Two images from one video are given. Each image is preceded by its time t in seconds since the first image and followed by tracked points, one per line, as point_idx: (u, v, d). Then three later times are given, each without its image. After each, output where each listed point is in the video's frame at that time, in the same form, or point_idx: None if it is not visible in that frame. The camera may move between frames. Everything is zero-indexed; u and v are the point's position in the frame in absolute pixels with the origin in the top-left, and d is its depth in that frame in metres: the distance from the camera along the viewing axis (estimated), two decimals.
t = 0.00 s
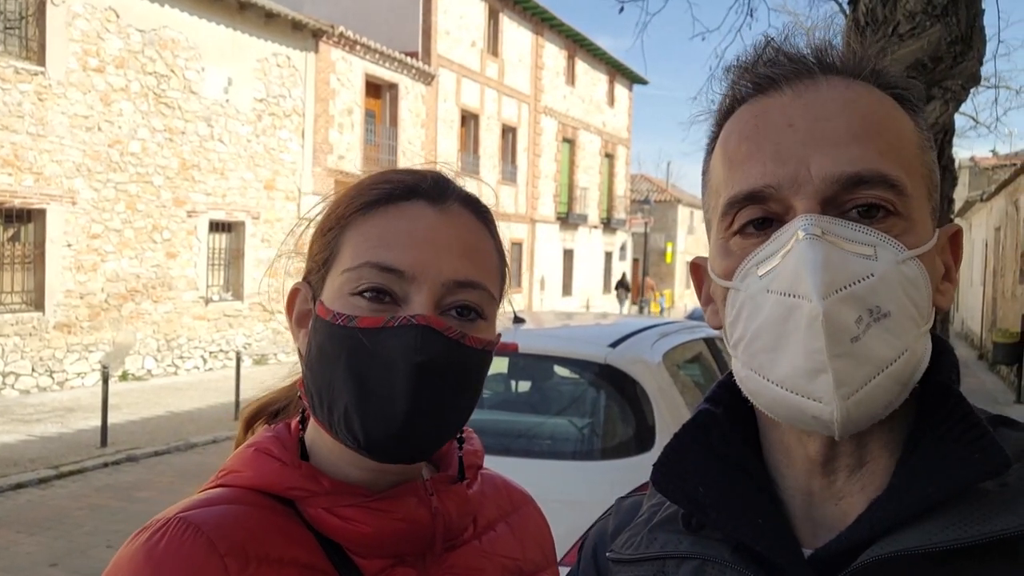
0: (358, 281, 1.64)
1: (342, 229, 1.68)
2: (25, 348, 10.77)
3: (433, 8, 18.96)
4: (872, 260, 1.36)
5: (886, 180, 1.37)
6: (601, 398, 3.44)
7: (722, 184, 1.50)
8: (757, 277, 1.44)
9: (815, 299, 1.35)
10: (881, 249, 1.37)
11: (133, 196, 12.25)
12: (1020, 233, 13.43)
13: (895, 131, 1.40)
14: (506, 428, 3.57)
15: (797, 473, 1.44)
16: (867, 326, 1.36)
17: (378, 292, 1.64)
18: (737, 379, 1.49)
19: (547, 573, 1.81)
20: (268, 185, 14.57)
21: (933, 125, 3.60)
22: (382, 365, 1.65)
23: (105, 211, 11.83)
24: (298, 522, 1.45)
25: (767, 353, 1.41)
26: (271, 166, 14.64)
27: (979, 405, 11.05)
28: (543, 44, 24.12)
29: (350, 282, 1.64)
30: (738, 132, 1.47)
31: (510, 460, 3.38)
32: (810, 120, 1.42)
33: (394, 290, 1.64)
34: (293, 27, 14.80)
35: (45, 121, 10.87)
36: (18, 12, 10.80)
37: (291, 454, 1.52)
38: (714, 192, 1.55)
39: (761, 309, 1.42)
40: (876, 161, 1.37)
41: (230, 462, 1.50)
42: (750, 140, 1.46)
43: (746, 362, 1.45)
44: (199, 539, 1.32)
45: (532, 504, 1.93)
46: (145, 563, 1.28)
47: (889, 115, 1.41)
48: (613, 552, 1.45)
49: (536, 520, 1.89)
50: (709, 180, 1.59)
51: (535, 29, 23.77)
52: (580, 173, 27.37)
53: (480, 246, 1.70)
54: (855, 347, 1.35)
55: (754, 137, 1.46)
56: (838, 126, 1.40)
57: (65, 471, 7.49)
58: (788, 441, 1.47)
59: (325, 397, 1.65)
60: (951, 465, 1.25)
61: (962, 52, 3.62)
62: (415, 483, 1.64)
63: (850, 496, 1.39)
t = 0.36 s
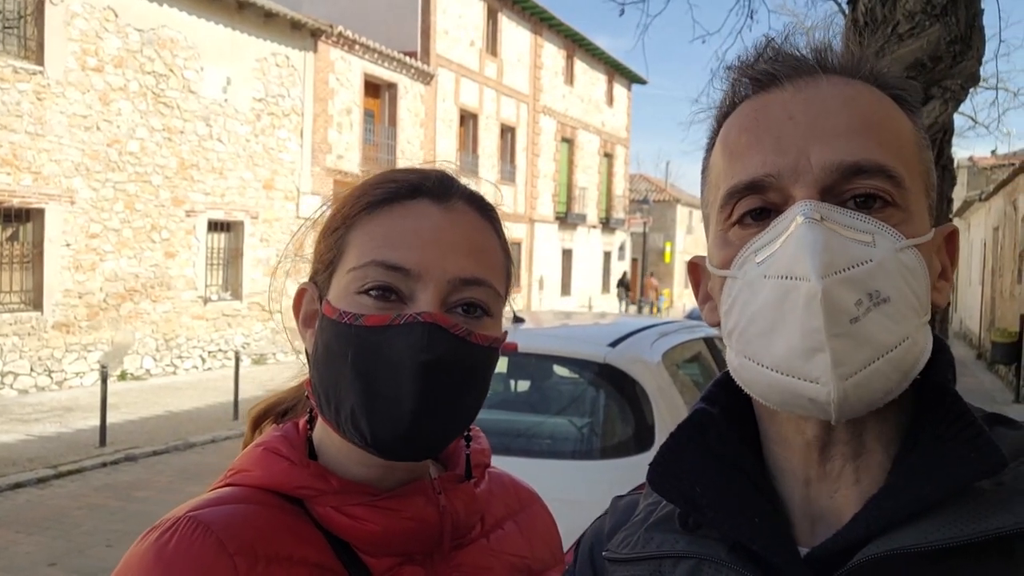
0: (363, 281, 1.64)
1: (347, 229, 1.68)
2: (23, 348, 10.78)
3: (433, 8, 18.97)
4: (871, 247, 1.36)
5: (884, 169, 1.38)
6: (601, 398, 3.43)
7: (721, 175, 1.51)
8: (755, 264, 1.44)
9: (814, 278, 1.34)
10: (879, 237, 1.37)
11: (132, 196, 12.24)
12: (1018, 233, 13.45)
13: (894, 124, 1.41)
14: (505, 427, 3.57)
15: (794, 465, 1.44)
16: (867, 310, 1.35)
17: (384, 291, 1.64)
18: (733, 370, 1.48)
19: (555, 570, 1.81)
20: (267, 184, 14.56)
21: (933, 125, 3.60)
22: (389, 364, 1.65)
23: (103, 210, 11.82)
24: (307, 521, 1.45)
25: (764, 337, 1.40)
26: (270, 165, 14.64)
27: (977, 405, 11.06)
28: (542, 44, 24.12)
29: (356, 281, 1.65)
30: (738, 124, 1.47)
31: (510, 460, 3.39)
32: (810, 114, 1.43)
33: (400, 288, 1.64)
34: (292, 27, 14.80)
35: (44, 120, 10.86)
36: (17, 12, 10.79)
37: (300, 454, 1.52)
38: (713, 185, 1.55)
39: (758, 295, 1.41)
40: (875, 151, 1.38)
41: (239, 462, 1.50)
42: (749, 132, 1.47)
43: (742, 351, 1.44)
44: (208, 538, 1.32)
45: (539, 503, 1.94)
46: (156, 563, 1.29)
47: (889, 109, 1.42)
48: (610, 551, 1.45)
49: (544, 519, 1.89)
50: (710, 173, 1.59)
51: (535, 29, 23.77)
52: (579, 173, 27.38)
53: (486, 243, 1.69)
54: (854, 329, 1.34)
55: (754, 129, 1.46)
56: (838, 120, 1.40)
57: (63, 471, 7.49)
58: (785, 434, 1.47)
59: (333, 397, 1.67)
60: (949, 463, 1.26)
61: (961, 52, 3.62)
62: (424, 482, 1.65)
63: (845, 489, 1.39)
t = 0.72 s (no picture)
0: (350, 269, 1.76)
1: (332, 222, 1.81)
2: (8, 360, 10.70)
3: (422, 20, 19.03)
4: (828, 236, 1.42)
5: (844, 157, 1.43)
6: (590, 405, 3.43)
7: (696, 167, 1.59)
8: (723, 254, 1.50)
9: (763, 268, 1.39)
10: (839, 226, 1.42)
11: (120, 207, 12.18)
12: (1003, 245, 13.57)
13: (864, 112, 1.47)
14: (494, 435, 3.58)
15: (782, 441, 1.51)
16: (817, 298, 1.40)
17: (370, 279, 1.76)
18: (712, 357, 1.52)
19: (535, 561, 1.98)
20: (256, 196, 14.53)
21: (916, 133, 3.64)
22: (377, 347, 1.77)
23: (91, 222, 11.76)
24: (291, 508, 1.60)
25: (729, 325, 1.45)
26: (258, 177, 14.62)
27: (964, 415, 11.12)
28: (531, 57, 24.23)
29: (342, 269, 1.77)
30: (712, 117, 1.55)
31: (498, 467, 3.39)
32: (776, 103, 1.49)
33: (386, 276, 1.76)
34: (281, 39, 14.82)
35: (31, 131, 10.82)
36: (5, 23, 10.77)
37: (286, 443, 1.68)
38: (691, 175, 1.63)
39: (725, 284, 1.46)
40: (835, 139, 1.43)
41: (227, 450, 1.66)
42: (721, 124, 1.54)
43: (714, 337, 1.48)
44: (194, 524, 1.46)
45: (520, 496, 2.12)
46: (141, 549, 1.42)
47: (860, 96, 1.48)
48: (595, 512, 1.59)
49: (525, 511, 2.07)
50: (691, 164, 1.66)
51: (524, 42, 23.88)
52: (568, 185, 27.43)
53: (468, 231, 1.83)
54: (802, 318, 1.39)
55: (726, 121, 1.53)
56: (802, 109, 1.46)
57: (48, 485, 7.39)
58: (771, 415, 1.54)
59: (321, 383, 1.77)
60: (929, 425, 1.35)
61: (943, 62, 3.66)
62: (409, 472, 1.79)
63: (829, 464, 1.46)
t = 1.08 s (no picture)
0: (347, 256, 1.78)
1: (329, 212, 1.83)
2: (6, 366, 10.71)
3: (421, 27, 19.10)
4: (834, 217, 1.43)
5: (842, 142, 1.46)
6: (588, 410, 3.44)
7: (688, 161, 1.59)
8: (725, 241, 1.50)
9: (780, 244, 1.39)
10: (842, 208, 1.44)
11: (119, 212, 12.19)
12: (1002, 251, 13.58)
13: (850, 104, 1.50)
14: (493, 439, 3.57)
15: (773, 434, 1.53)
16: (834, 275, 1.40)
17: (367, 264, 1.78)
18: (710, 349, 1.54)
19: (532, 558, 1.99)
20: (255, 202, 14.54)
21: (913, 138, 3.65)
22: (375, 331, 1.77)
23: (90, 227, 11.77)
24: (289, 503, 1.61)
25: (734, 310, 1.46)
26: (258, 182, 14.62)
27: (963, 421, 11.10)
28: (530, 62, 24.27)
29: (340, 256, 1.79)
30: (702, 111, 1.56)
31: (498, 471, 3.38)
32: (768, 94, 1.51)
33: (383, 260, 1.78)
34: (280, 44, 14.84)
35: (30, 137, 10.84)
36: (5, 29, 10.81)
37: (284, 439, 1.69)
38: (681, 172, 1.63)
39: (728, 269, 1.47)
40: (832, 124, 1.46)
41: (225, 447, 1.67)
42: (712, 117, 1.55)
43: (715, 326, 1.49)
44: (192, 520, 1.47)
45: (518, 493, 2.12)
46: (139, 544, 1.42)
47: (843, 90, 1.51)
48: (590, 509, 1.60)
49: (522, 509, 2.08)
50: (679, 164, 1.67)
51: (523, 48, 23.93)
52: (567, 191, 27.46)
53: (465, 219, 1.84)
54: (822, 293, 1.39)
55: (717, 115, 1.54)
56: (795, 98, 1.48)
57: (47, 490, 7.41)
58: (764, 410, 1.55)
59: (320, 372, 1.78)
60: (921, 422, 1.36)
61: (939, 67, 3.67)
62: (406, 468, 1.79)
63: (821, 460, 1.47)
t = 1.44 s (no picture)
0: (384, 272, 1.76)
1: (341, 229, 1.78)
2: (4, 370, 10.71)
3: (420, 31, 19.12)
4: (833, 228, 1.43)
5: (842, 152, 1.45)
6: (588, 414, 3.43)
7: (687, 169, 1.58)
8: (723, 251, 1.50)
9: (778, 257, 1.40)
10: (842, 218, 1.44)
11: (118, 216, 12.18)
12: (1001, 255, 13.58)
13: (851, 112, 1.49)
14: (493, 444, 3.58)
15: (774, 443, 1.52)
16: (833, 287, 1.41)
17: (408, 278, 1.78)
18: (709, 360, 1.54)
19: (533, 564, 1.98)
20: (254, 206, 14.53)
21: (913, 142, 3.65)
22: (427, 343, 1.81)
23: (89, 231, 11.76)
24: (292, 511, 1.61)
25: (733, 321, 1.46)
26: (257, 186, 14.62)
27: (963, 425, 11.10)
28: (529, 66, 24.29)
29: (377, 274, 1.76)
30: (702, 120, 1.55)
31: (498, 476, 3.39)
32: (768, 103, 1.50)
33: (424, 273, 1.79)
34: (280, 48, 14.84)
35: (29, 141, 10.84)
36: (4, 32, 10.83)
37: (284, 446, 1.68)
38: (681, 181, 1.62)
39: (727, 281, 1.47)
40: (831, 134, 1.45)
41: (226, 453, 1.66)
42: (712, 126, 1.54)
43: (714, 337, 1.49)
44: (194, 526, 1.47)
45: (520, 499, 2.11)
46: (141, 549, 1.43)
47: (843, 96, 1.51)
48: (592, 519, 1.58)
49: (524, 515, 2.07)
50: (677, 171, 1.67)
51: (522, 52, 23.94)
52: (566, 195, 27.48)
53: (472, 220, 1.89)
54: (820, 306, 1.40)
55: (716, 124, 1.53)
56: (795, 107, 1.48)
57: (45, 494, 7.39)
58: (765, 420, 1.54)
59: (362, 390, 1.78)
60: (927, 431, 1.36)
61: (939, 71, 3.67)
62: (410, 476, 1.79)
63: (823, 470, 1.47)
